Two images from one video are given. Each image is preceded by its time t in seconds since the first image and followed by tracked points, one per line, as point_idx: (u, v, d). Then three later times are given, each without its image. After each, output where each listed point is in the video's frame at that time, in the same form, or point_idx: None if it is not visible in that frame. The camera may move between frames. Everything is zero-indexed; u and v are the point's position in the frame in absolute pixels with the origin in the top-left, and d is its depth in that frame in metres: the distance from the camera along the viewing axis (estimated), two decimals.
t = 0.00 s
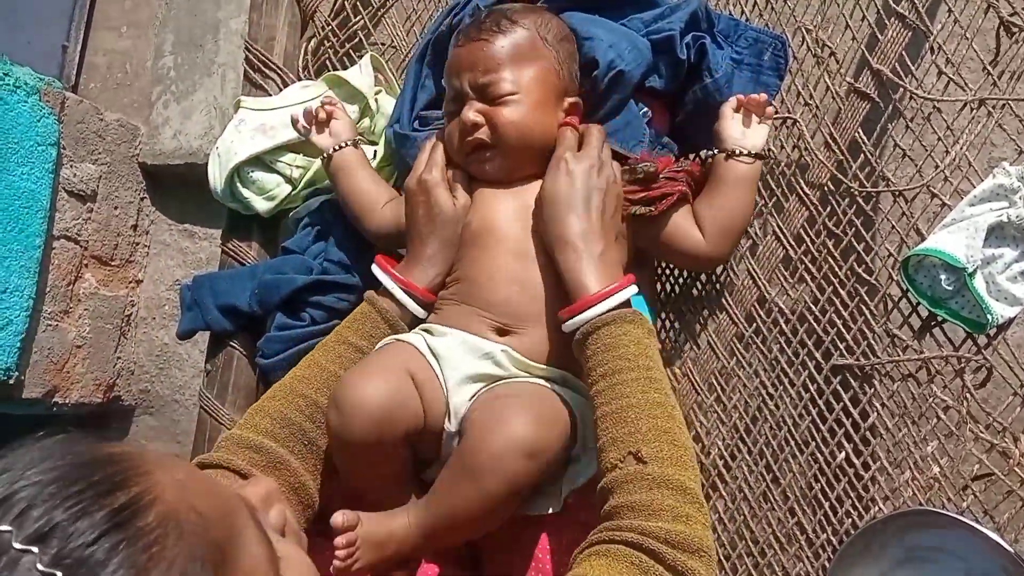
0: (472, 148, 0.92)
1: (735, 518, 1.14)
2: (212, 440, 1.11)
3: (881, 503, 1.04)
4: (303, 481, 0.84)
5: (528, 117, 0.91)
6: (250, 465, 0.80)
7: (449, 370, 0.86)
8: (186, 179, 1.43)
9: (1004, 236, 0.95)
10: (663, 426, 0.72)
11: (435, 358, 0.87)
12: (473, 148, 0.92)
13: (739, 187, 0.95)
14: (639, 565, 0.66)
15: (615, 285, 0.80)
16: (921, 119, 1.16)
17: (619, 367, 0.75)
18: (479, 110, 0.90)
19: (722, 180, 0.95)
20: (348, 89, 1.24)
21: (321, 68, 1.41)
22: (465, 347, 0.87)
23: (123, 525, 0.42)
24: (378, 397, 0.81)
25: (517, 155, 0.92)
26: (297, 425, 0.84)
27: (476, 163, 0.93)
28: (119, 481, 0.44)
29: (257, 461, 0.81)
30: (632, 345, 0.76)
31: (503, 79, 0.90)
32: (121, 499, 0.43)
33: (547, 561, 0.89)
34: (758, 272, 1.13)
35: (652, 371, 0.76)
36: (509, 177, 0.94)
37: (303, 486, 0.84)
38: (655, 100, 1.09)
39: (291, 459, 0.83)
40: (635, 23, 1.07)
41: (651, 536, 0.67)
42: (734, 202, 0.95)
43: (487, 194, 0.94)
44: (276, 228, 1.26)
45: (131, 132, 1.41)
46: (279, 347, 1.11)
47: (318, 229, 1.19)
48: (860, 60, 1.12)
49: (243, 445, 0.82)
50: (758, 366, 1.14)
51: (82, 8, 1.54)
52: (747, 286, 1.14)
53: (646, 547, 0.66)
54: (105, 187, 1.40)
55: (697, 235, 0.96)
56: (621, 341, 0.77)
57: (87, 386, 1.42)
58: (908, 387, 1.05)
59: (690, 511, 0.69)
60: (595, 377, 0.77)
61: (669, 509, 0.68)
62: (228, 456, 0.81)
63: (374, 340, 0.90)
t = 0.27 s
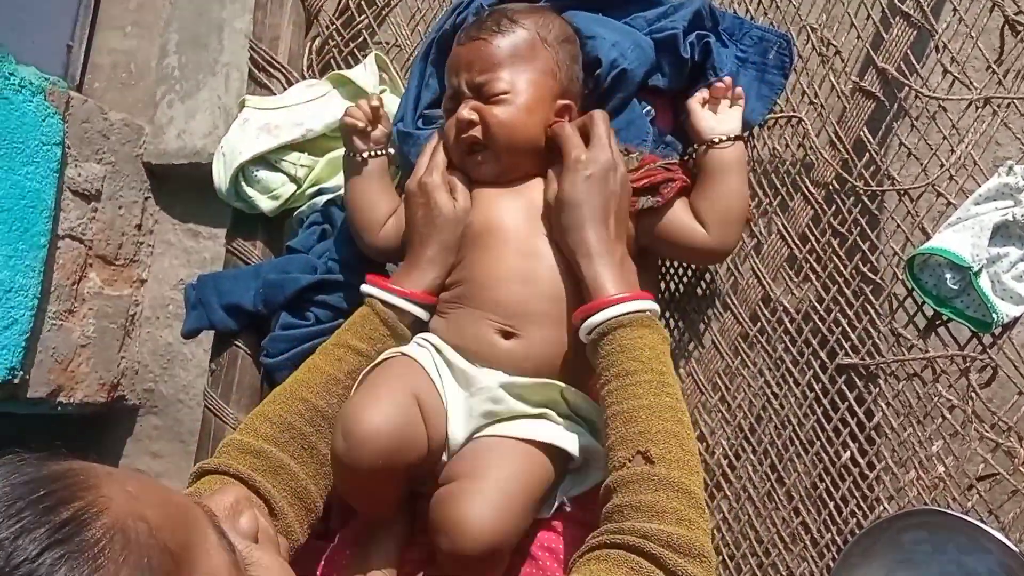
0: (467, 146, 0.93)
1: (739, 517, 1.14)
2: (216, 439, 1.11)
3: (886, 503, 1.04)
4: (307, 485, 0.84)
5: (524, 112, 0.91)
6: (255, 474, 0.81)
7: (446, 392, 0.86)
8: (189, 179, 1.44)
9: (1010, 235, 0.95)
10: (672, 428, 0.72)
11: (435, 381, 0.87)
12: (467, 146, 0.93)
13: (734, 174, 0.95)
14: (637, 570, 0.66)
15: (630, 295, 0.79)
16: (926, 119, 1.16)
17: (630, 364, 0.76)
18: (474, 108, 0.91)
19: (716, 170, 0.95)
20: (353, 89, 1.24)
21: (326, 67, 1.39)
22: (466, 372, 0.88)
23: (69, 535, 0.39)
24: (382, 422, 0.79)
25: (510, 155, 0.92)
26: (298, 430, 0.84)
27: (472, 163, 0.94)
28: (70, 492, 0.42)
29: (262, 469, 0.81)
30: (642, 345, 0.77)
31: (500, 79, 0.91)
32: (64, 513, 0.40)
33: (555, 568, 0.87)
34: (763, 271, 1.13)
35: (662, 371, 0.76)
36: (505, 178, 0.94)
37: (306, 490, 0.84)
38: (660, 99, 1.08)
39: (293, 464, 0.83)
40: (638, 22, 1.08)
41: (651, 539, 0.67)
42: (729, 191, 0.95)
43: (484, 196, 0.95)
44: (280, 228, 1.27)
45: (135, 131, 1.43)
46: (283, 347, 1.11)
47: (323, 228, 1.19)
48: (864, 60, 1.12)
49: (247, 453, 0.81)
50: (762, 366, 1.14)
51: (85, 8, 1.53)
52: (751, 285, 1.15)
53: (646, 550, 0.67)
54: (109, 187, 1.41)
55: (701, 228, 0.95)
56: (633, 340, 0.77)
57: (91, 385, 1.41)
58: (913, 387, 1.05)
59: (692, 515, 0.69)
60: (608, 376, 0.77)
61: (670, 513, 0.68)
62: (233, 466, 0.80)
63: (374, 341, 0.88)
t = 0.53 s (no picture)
0: (504, 145, 0.94)
1: (741, 516, 1.14)
2: (217, 439, 1.11)
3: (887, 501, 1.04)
4: (295, 499, 0.85)
5: (562, 117, 0.93)
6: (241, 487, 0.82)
7: (497, 445, 0.84)
8: (189, 179, 1.43)
9: (1011, 233, 0.94)
10: (688, 425, 0.74)
11: (485, 438, 0.85)
12: (505, 145, 0.94)
13: (741, 169, 0.96)
14: (630, 562, 0.67)
15: (667, 282, 0.80)
16: (927, 117, 1.16)
17: (660, 359, 0.77)
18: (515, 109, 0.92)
19: (727, 167, 0.96)
20: (353, 88, 1.24)
21: (327, 67, 1.39)
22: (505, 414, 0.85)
23: None
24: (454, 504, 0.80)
25: (550, 157, 0.94)
26: (287, 446, 0.85)
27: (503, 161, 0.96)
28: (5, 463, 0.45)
29: (249, 482, 0.82)
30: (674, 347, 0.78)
31: (540, 81, 0.93)
32: None
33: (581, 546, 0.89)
34: (763, 270, 1.13)
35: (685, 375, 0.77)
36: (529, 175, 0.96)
37: (296, 504, 0.85)
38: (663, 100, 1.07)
39: (283, 480, 0.84)
40: (642, 23, 1.08)
41: (649, 526, 0.68)
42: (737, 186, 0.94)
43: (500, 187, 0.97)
44: (281, 227, 1.27)
45: (136, 132, 1.44)
46: (283, 346, 1.11)
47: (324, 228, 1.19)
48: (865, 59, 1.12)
49: (237, 466, 0.83)
50: (763, 364, 1.14)
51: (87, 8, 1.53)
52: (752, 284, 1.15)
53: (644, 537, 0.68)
54: (110, 187, 1.41)
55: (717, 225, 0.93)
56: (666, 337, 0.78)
57: (92, 385, 1.41)
58: (914, 385, 1.05)
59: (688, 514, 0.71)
60: (632, 359, 0.78)
61: (672, 508, 0.70)
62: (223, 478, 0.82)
63: (361, 356, 0.89)
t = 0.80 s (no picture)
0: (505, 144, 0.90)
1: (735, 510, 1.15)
2: (210, 434, 1.11)
3: (880, 495, 1.04)
4: (303, 500, 0.84)
5: (566, 121, 0.90)
6: (248, 488, 0.82)
7: (453, 429, 0.80)
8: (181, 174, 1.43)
9: (1005, 228, 0.95)
10: (750, 468, 0.68)
11: (440, 425, 0.81)
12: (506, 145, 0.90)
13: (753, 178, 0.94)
14: None
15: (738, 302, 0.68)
16: (921, 112, 1.16)
17: (742, 394, 0.68)
18: (521, 111, 0.89)
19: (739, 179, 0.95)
20: (348, 82, 1.24)
21: (321, 60, 1.40)
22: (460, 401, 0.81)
23: None
24: (410, 494, 0.77)
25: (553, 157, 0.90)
26: (292, 449, 0.85)
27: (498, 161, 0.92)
28: None
29: (256, 482, 0.82)
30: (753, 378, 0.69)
31: (546, 86, 0.89)
32: None
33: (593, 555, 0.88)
34: (758, 265, 1.14)
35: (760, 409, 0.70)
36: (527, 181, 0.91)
37: (304, 506, 0.84)
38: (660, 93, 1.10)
39: (291, 482, 0.84)
40: (641, 17, 1.10)
41: None
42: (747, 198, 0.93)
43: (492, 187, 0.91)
44: (274, 220, 1.26)
45: (129, 125, 1.43)
46: (277, 340, 1.11)
47: (318, 222, 1.19)
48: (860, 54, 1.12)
49: (245, 470, 0.83)
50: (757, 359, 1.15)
51: None
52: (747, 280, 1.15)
53: None
54: (103, 180, 1.40)
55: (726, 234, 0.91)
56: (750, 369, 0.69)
57: (84, 379, 1.41)
58: (908, 380, 1.05)
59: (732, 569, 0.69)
60: (696, 392, 0.68)
61: None
62: (231, 481, 0.82)
63: (356, 360, 0.89)
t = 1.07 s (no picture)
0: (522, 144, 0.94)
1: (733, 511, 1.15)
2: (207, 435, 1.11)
3: (878, 496, 1.04)
4: (299, 499, 0.84)
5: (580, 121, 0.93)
6: (243, 484, 0.82)
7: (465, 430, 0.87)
8: (183, 175, 1.41)
9: (1002, 229, 0.95)
10: (684, 360, 0.62)
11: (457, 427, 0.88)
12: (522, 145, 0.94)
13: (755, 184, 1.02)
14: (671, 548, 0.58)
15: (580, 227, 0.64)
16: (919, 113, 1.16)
17: (630, 297, 0.62)
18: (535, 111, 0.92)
19: (741, 180, 1.03)
20: (345, 82, 1.24)
21: (319, 60, 1.40)
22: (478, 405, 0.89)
23: None
24: (420, 491, 0.84)
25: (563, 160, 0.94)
26: (289, 448, 0.84)
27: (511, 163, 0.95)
28: None
29: (251, 479, 0.82)
30: (634, 278, 0.63)
31: (559, 87, 0.92)
32: None
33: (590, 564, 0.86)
34: (756, 268, 1.13)
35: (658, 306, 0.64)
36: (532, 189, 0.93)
37: (298, 506, 0.84)
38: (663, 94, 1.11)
39: (285, 480, 0.84)
40: (646, 19, 1.10)
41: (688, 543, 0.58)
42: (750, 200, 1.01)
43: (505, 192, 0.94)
44: (272, 221, 1.26)
45: (127, 126, 1.41)
46: (275, 341, 1.11)
47: (316, 223, 1.19)
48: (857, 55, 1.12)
49: (242, 466, 0.84)
50: (755, 361, 1.14)
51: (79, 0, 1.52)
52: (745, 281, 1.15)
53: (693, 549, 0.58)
54: (100, 181, 1.40)
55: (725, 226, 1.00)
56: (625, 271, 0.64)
57: (80, 381, 1.42)
58: (906, 381, 1.05)
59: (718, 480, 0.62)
60: (593, 317, 0.62)
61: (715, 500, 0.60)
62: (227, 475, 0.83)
63: (357, 361, 0.89)
